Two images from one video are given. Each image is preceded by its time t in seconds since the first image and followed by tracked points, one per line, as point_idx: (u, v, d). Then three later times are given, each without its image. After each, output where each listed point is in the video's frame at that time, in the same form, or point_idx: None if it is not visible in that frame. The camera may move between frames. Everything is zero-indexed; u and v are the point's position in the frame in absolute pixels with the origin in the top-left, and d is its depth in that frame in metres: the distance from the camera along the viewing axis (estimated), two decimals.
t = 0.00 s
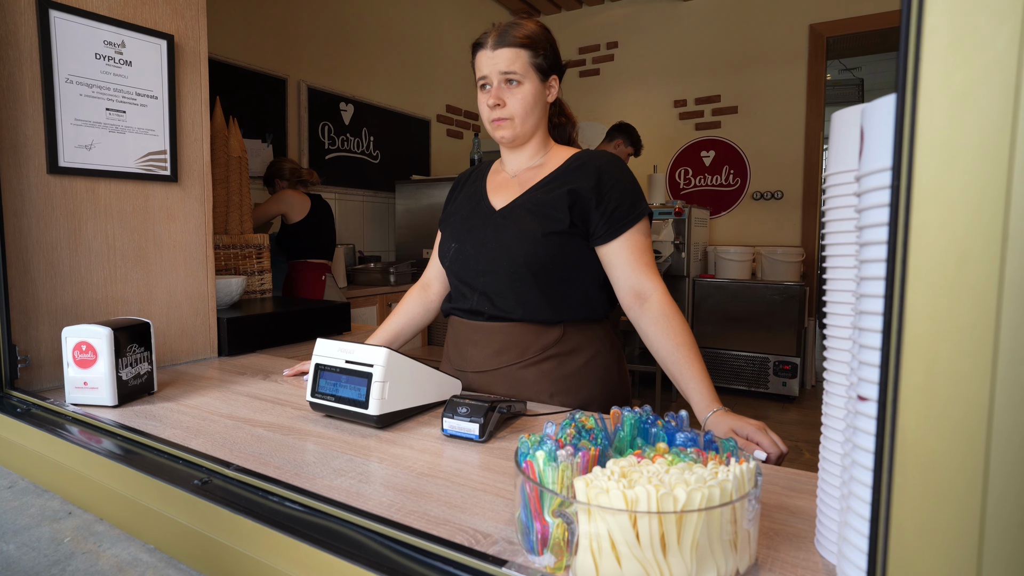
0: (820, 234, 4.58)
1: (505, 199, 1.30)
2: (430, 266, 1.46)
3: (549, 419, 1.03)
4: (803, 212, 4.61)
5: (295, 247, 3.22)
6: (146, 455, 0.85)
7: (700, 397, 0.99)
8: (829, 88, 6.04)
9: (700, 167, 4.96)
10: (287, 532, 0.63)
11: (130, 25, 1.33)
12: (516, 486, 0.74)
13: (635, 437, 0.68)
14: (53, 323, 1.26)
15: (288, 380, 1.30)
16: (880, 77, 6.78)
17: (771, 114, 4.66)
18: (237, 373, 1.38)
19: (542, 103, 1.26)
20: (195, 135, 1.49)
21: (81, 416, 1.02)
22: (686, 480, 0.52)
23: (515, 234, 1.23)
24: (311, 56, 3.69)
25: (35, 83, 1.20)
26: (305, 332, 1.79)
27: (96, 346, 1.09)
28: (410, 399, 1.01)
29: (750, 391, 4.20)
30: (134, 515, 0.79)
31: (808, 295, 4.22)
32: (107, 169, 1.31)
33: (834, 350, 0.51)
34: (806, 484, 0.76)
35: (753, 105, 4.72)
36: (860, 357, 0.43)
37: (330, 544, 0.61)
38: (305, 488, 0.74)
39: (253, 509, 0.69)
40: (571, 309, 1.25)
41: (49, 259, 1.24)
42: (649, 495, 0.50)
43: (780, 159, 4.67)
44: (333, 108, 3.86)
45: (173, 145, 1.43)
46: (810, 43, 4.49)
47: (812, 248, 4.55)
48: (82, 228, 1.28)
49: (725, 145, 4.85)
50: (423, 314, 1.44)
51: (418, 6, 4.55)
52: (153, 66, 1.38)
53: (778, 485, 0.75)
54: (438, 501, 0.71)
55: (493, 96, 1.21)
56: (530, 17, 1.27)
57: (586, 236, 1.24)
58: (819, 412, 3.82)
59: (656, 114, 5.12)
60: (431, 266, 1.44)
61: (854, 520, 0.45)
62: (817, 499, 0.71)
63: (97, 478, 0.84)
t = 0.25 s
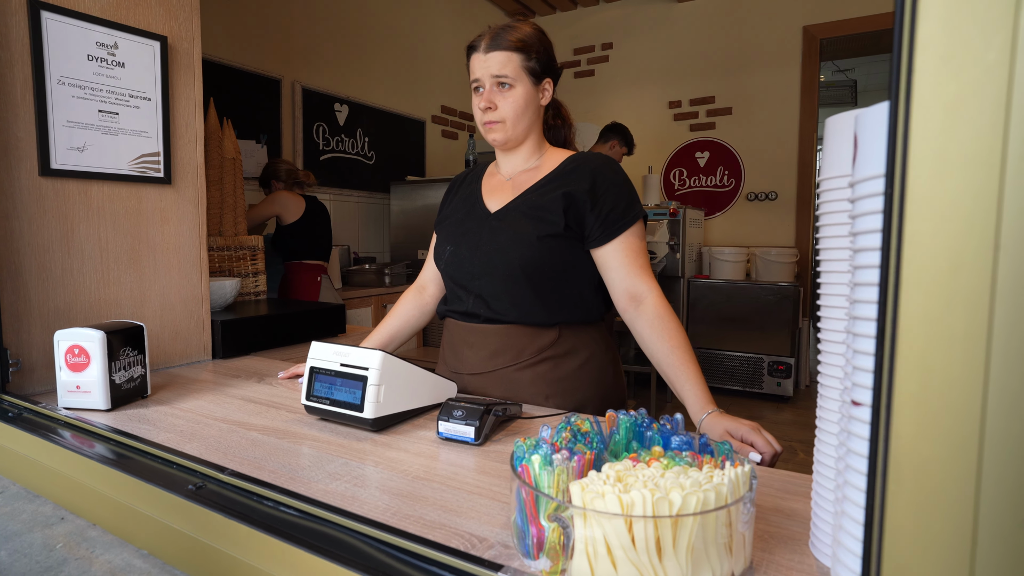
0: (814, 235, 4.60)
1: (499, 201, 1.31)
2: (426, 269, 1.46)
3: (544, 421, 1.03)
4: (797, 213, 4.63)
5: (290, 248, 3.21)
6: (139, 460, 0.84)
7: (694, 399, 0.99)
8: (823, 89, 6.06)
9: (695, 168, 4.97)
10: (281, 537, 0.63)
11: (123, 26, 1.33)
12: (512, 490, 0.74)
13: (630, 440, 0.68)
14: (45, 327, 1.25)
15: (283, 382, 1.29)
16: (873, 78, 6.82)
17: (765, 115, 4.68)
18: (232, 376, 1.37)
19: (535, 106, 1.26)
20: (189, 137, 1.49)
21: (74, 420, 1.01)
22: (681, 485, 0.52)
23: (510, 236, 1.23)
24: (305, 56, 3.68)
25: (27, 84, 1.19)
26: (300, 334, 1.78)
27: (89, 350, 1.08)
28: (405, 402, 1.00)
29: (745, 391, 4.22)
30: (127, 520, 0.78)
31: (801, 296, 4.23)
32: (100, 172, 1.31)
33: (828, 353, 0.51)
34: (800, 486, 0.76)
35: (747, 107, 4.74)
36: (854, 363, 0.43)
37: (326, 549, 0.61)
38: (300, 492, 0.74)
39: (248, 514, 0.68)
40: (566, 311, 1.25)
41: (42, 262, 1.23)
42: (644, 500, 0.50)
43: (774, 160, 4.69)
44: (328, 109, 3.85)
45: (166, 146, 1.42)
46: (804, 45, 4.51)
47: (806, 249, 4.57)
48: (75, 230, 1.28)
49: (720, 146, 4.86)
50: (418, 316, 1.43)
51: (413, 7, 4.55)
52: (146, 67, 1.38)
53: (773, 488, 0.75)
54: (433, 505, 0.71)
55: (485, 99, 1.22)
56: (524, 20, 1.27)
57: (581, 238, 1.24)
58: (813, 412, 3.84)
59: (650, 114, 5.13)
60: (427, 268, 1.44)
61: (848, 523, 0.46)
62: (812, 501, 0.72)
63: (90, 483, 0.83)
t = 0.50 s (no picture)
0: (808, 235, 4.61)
1: (494, 201, 1.30)
2: (422, 269, 1.45)
3: (540, 421, 1.03)
4: (792, 213, 4.64)
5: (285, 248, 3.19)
6: (132, 461, 0.83)
7: (691, 399, 0.99)
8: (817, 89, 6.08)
9: (690, 168, 4.98)
10: (276, 539, 0.63)
11: (116, 24, 1.31)
12: (509, 490, 0.74)
13: (628, 440, 0.68)
14: (36, 328, 1.24)
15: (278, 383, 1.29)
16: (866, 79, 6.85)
17: (760, 116, 4.69)
18: (226, 376, 1.36)
19: (529, 105, 1.25)
20: (182, 136, 1.48)
21: (66, 421, 1.00)
22: (680, 484, 0.52)
23: (505, 236, 1.23)
24: (299, 56, 3.67)
25: (18, 82, 1.18)
26: (295, 335, 1.78)
27: (81, 351, 1.07)
28: (401, 403, 1.00)
29: (740, 390, 4.22)
30: (120, 523, 0.78)
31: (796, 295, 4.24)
32: (92, 171, 1.30)
33: (826, 353, 0.51)
34: (797, 485, 0.76)
35: (742, 107, 4.75)
36: (852, 362, 0.43)
37: (322, 550, 0.61)
38: (295, 493, 0.73)
39: (242, 516, 0.68)
40: (562, 311, 1.25)
41: (33, 263, 1.22)
42: (642, 499, 0.50)
43: (769, 160, 4.70)
44: (323, 109, 3.84)
45: (159, 145, 1.41)
46: (799, 46, 4.52)
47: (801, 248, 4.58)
48: (67, 230, 1.27)
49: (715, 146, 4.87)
50: (414, 316, 1.43)
51: (407, 7, 4.53)
52: (139, 66, 1.37)
53: (770, 487, 0.75)
54: (429, 505, 0.70)
55: (479, 97, 1.21)
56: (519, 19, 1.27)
57: (577, 238, 1.24)
58: (808, 412, 3.85)
59: (646, 114, 5.13)
60: (422, 268, 1.43)
61: (847, 523, 0.45)
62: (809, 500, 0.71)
63: (81, 485, 0.83)
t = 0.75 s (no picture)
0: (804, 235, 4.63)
1: (493, 203, 1.30)
2: (421, 271, 1.45)
3: (540, 422, 1.03)
4: (788, 213, 4.66)
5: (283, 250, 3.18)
6: (132, 462, 0.83)
7: (687, 400, 0.99)
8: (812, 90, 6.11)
9: (686, 168, 4.99)
10: (279, 539, 0.63)
11: (113, 24, 1.31)
12: (510, 490, 0.74)
13: (628, 440, 0.69)
14: (34, 329, 1.24)
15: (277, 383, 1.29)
16: (861, 80, 6.89)
17: (755, 117, 4.71)
18: (225, 377, 1.36)
19: (528, 106, 1.26)
20: (180, 137, 1.48)
21: (65, 423, 1.00)
22: (681, 484, 0.52)
23: (504, 237, 1.23)
24: (295, 56, 3.66)
25: (16, 83, 1.18)
26: (293, 335, 1.78)
27: (80, 352, 1.07)
28: (401, 404, 1.00)
29: (736, 390, 4.24)
30: (121, 524, 0.78)
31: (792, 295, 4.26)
32: (90, 171, 1.29)
33: (824, 354, 0.52)
34: (795, 484, 0.76)
35: (737, 108, 4.77)
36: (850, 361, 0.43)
37: (324, 551, 0.61)
38: (297, 494, 0.73)
39: (244, 516, 0.68)
40: (561, 312, 1.25)
41: (30, 263, 1.22)
42: (644, 499, 0.50)
43: (765, 161, 4.72)
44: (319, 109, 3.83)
45: (157, 146, 1.41)
46: (794, 47, 4.54)
47: (796, 249, 4.60)
48: (65, 230, 1.27)
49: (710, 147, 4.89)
50: (414, 318, 1.43)
51: (404, 7, 4.53)
52: (137, 67, 1.37)
53: (768, 487, 0.75)
54: (430, 506, 0.71)
55: (478, 95, 1.21)
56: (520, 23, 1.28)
57: (575, 240, 1.24)
58: (804, 411, 3.86)
59: (642, 115, 5.14)
60: (421, 271, 1.43)
61: (846, 521, 0.46)
62: (807, 499, 0.72)
63: (81, 487, 0.83)
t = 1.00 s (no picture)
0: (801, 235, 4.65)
1: (494, 206, 1.31)
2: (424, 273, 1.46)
3: (544, 421, 1.04)
4: (784, 214, 4.68)
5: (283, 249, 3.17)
6: (137, 461, 0.84)
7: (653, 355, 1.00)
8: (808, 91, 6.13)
9: (684, 169, 5.01)
10: (287, 538, 0.63)
11: (115, 25, 1.32)
12: (514, 488, 0.75)
13: (632, 438, 0.69)
14: (36, 329, 1.24)
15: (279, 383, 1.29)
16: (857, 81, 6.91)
17: (753, 117, 4.73)
18: (227, 377, 1.37)
19: (525, 109, 1.26)
20: (181, 137, 1.48)
21: (69, 422, 1.00)
22: (686, 481, 0.53)
23: (508, 240, 1.24)
24: (294, 56, 3.66)
25: (18, 83, 1.18)
26: (294, 335, 1.78)
27: (83, 352, 1.07)
28: (405, 403, 1.01)
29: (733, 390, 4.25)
30: (127, 523, 0.78)
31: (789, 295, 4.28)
32: (92, 172, 1.30)
33: (826, 354, 0.53)
34: (796, 481, 0.77)
35: (735, 108, 4.78)
36: (853, 359, 0.44)
37: (332, 549, 0.62)
38: (303, 493, 0.74)
39: (251, 515, 0.68)
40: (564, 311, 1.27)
41: (32, 264, 1.22)
42: (650, 496, 0.51)
43: (762, 161, 4.73)
44: (318, 109, 3.83)
45: (158, 147, 1.42)
46: (791, 48, 4.56)
47: (793, 249, 4.62)
48: (67, 230, 1.27)
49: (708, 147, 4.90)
50: (417, 320, 1.44)
51: (402, 7, 4.53)
52: (139, 67, 1.37)
53: (770, 484, 0.76)
54: (436, 504, 0.71)
55: (472, 96, 1.23)
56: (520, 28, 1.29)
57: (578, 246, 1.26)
58: (801, 411, 3.88)
59: (640, 115, 5.16)
60: (425, 272, 1.44)
61: (850, 518, 0.47)
62: (808, 496, 0.73)
63: (87, 486, 0.83)
